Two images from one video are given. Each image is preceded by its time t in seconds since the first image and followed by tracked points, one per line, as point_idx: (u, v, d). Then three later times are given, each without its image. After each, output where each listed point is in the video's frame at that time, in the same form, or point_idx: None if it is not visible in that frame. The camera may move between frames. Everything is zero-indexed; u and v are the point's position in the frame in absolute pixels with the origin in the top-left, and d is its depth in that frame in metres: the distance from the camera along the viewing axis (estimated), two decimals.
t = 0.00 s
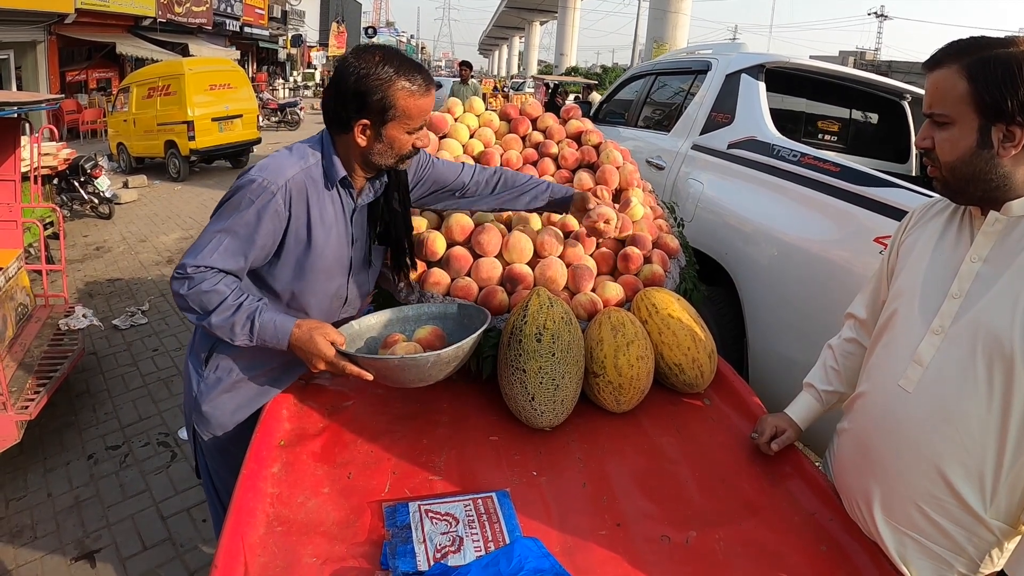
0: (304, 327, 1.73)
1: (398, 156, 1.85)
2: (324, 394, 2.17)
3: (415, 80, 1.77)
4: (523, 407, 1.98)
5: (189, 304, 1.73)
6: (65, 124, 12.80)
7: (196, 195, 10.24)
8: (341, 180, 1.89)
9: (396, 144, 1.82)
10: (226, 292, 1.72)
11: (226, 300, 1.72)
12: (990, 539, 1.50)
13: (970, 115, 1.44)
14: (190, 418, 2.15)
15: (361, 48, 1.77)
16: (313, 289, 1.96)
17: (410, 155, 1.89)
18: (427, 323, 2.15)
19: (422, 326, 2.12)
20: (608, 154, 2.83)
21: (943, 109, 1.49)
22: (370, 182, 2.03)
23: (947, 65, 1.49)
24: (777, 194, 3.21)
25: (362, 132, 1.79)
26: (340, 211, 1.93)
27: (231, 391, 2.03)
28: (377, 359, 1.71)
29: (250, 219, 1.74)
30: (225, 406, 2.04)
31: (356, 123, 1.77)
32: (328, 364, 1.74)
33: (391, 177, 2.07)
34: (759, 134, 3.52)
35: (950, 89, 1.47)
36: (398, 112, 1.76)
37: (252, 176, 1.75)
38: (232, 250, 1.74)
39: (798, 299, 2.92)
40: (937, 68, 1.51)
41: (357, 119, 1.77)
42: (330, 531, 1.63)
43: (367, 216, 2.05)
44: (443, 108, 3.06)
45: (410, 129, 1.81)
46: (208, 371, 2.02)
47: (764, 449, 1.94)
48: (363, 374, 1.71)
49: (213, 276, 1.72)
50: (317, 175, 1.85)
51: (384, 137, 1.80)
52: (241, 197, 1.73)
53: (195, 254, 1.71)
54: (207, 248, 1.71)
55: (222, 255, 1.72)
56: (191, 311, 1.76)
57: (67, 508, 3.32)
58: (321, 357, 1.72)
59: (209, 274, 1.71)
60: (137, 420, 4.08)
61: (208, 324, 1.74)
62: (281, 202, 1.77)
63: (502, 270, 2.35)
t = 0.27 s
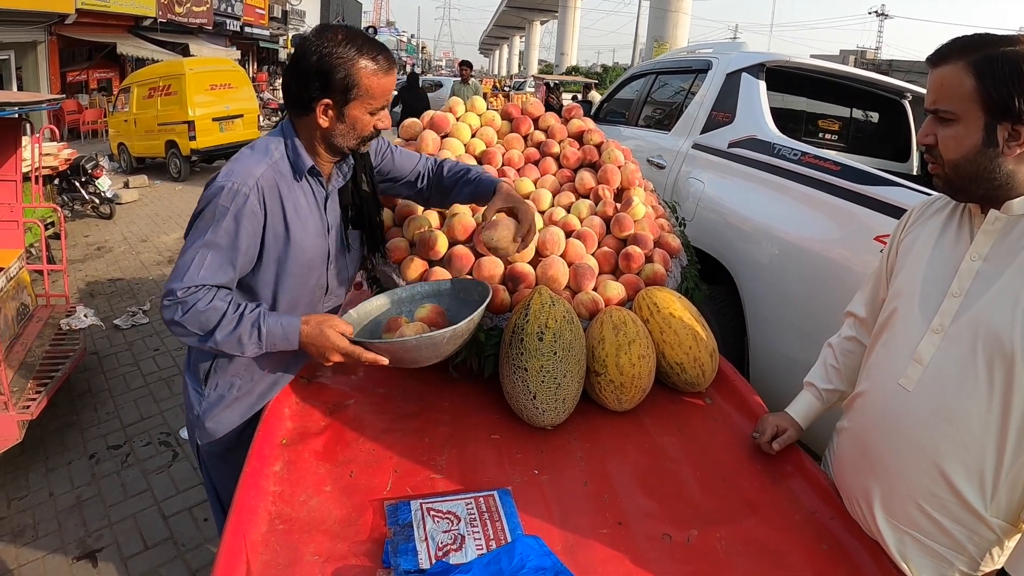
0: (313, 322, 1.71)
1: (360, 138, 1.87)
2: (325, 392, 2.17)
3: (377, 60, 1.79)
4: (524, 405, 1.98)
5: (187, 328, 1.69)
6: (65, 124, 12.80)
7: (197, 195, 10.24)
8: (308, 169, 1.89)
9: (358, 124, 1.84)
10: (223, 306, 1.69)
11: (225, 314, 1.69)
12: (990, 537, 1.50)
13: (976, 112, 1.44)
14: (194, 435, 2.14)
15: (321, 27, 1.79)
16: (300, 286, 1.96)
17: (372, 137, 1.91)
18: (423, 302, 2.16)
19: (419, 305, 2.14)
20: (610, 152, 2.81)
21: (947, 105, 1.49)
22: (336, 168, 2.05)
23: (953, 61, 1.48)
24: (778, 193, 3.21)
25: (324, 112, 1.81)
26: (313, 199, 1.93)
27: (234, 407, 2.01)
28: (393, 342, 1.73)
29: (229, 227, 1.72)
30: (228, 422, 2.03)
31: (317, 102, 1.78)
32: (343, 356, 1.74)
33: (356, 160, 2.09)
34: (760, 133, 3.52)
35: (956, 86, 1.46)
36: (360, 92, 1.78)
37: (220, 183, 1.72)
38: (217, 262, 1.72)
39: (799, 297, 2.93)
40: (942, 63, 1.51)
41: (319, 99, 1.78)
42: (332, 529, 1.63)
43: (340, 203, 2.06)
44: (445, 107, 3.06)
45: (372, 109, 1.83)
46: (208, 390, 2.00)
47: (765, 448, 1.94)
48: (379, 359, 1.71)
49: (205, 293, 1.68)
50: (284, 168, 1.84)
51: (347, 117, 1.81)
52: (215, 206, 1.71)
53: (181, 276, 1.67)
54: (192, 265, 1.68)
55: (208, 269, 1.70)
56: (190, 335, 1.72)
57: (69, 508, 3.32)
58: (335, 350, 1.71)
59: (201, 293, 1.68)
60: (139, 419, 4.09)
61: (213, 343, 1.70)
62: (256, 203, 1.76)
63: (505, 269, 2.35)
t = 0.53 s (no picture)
0: (308, 318, 1.72)
1: (299, 128, 1.80)
2: (328, 390, 2.17)
3: (320, 45, 1.72)
4: (526, 402, 1.98)
5: (180, 350, 1.67)
6: (68, 123, 12.82)
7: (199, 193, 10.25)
8: (262, 162, 1.84)
9: (295, 113, 1.77)
10: (212, 320, 1.68)
11: (216, 327, 1.68)
12: (993, 533, 1.49)
13: (986, 108, 1.43)
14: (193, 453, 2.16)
15: (269, 10, 1.74)
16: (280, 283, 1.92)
17: (315, 128, 1.84)
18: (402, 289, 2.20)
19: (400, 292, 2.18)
20: (612, 149, 2.80)
21: (956, 100, 1.47)
22: (295, 158, 1.99)
23: (961, 55, 1.47)
24: (780, 190, 3.20)
25: (260, 98, 1.75)
26: (274, 191, 1.88)
27: (230, 418, 2.03)
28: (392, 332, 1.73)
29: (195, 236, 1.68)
30: (226, 433, 2.05)
31: (252, 87, 1.73)
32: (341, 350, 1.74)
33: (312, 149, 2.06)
34: (763, 130, 3.51)
35: (966, 80, 1.45)
36: (297, 78, 1.71)
37: (174, 193, 1.68)
38: (190, 274, 1.70)
39: (802, 294, 2.92)
40: (951, 57, 1.49)
41: (254, 84, 1.72)
42: (335, 526, 1.63)
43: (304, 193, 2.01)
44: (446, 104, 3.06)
45: (311, 98, 1.76)
46: (200, 406, 2.02)
47: (768, 445, 1.94)
48: (379, 349, 1.72)
49: (191, 311, 1.66)
50: (236, 165, 1.80)
51: (283, 104, 1.75)
52: (174, 216, 1.67)
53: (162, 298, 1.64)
54: (167, 283, 1.65)
55: (184, 283, 1.68)
56: (184, 357, 1.70)
57: (73, 506, 3.33)
58: (334, 342, 1.71)
59: (187, 311, 1.66)
60: (142, 417, 4.10)
61: (212, 359, 1.70)
62: (215, 205, 1.72)
63: (506, 265, 2.35)
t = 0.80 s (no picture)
0: (282, 334, 1.68)
1: (283, 125, 1.76)
2: (328, 388, 2.17)
3: (293, 37, 1.69)
4: (527, 400, 1.98)
5: (152, 372, 1.61)
6: (68, 122, 12.83)
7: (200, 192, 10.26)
8: (228, 168, 1.77)
9: (279, 111, 1.73)
10: (184, 340, 1.62)
11: (188, 347, 1.62)
12: (994, 530, 1.49)
13: (990, 104, 1.43)
14: (187, 475, 2.05)
15: (226, 9, 1.65)
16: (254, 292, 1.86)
17: (295, 123, 1.80)
18: (368, 291, 2.19)
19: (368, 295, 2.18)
20: (612, 147, 2.81)
21: (959, 96, 1.47)
22: (261, 159, 1.96)
23: (965, 52, 1.46)
24: (781, 187, 3.19)
25: (240, 103, 1.68)
26: (244, 197, 1.82)
27: (227, 437, 1.93)
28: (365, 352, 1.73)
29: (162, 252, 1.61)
30: (225, 451, 1.96)
31: (231, 93, 1.65)
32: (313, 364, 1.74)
33: (278, 150, 2.03)
34: (763, 128, 3.51)
35: (970, 77, 1.44)
36: (280, 75, 1.66)
37: (136, 209, 1.60)
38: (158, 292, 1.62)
39: (803, 292, 2.91)
40: (954, 53, 1.49)
41: (233, 89, 1.65)
42: (335, 523, 1.64)
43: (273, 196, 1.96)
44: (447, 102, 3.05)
45: (293, 92, 1.72)
46: (192, 428, 1.90)
47: (769, 442, 1.94)
48: (352, 366, 1.71)
49: (160, 331, 1.60)
50: (202, 174, 1.72)
51: (267, 105, 1.70)
52: (138, 233, 1.59)
53: (130, 320, 1.57)
54: (134, 304, 1.58)
55: (152, 302, 1.61)
56: (157, 378, 1.64)
57: (74, 504, 3.34)
58: (307, 359, 1.70)
59: (157, 331, 1.59)
60: (143, 416, 4.10)
61: (185, 380, 1.64)
62: (182, 219, 1.65)
63: (507, 263, 2.35)
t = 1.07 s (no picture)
0: (257, 333, 1.66)
1: (293, 119, 1.76)
2: (329, 385, 2.17)
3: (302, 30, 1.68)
4: (529, 397, 1.98)
5: (126, 352, 1.59)
6: (69, 120, 12.83)
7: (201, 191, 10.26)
8: (235, 161, 1.77)
9: (290, 105, 1.72)
10: (161, 325, 1.60)
11: (165, 333, 1.60)
12: (994, 528, 1.49)
13: (992, 101, 1.42)
14: (186, 471, 2.04)
15: (232, 5, 1.62)
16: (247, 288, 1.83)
17: (305, 115, 1.80)
18: (354, 298, 2.16)
19: (353, 302, 2.15)
20: (614, 144, 2.81)
21: (960, 93, 1.46)
22: (270, 155, 1.96)
23: (966, 49, 1.46)
24: (782, 185, 3.18)
25: (252, 98, 1.67)
26: (249, 191, 1.81)
27: (219, 432, 1.90)
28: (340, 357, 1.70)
29: (155, 236, 1.59)
30: (219, 447, 1.93)
31: (243, 88, 1.64)
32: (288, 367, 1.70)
33: (287, 144, 2.01)
34: (765, 125, 3.50)
35: (971, 74, 1.44)
36: (291, 69, 1.66)
37: (137, 191, 1.58)
38: (145, 275, 1.60)
39: (804, 290, 2.91)
40: (955, 50, 1.49)
41: (246, 84, 1.64)
42: (337, 521, 1.63)
43: (280, 192, 1.96)
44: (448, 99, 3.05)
45: (303, 86, 1.72)
46: (184, 422, 1.88)
47: (770, 440, 1.94)
48: (324, 370, 1.67)
49: (140, 313, 1.58)
50: (208, 164, 1.71)
51: (278, 100, 1.69)
52: (134, 216, 1.57)
53: (110, 298, 1.55)
54: (119, 283, 1.56)
55: (137, 285, 1.59)
56: (130, 359, 1.62)
57: (75, 502, 3.34)
58: (281, 359, 1.68)
59: (136, 313, 1.58)
60: (144, 413, 4.11)
61: (157, 365, 1.62)
62: (181, 207, 1.63)
63: (509, 260, 2.34)
